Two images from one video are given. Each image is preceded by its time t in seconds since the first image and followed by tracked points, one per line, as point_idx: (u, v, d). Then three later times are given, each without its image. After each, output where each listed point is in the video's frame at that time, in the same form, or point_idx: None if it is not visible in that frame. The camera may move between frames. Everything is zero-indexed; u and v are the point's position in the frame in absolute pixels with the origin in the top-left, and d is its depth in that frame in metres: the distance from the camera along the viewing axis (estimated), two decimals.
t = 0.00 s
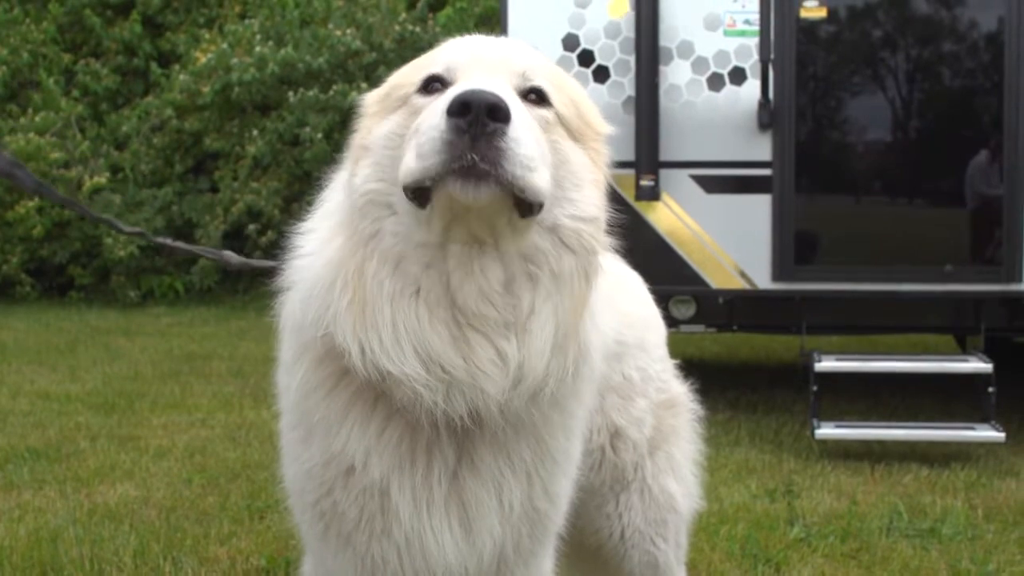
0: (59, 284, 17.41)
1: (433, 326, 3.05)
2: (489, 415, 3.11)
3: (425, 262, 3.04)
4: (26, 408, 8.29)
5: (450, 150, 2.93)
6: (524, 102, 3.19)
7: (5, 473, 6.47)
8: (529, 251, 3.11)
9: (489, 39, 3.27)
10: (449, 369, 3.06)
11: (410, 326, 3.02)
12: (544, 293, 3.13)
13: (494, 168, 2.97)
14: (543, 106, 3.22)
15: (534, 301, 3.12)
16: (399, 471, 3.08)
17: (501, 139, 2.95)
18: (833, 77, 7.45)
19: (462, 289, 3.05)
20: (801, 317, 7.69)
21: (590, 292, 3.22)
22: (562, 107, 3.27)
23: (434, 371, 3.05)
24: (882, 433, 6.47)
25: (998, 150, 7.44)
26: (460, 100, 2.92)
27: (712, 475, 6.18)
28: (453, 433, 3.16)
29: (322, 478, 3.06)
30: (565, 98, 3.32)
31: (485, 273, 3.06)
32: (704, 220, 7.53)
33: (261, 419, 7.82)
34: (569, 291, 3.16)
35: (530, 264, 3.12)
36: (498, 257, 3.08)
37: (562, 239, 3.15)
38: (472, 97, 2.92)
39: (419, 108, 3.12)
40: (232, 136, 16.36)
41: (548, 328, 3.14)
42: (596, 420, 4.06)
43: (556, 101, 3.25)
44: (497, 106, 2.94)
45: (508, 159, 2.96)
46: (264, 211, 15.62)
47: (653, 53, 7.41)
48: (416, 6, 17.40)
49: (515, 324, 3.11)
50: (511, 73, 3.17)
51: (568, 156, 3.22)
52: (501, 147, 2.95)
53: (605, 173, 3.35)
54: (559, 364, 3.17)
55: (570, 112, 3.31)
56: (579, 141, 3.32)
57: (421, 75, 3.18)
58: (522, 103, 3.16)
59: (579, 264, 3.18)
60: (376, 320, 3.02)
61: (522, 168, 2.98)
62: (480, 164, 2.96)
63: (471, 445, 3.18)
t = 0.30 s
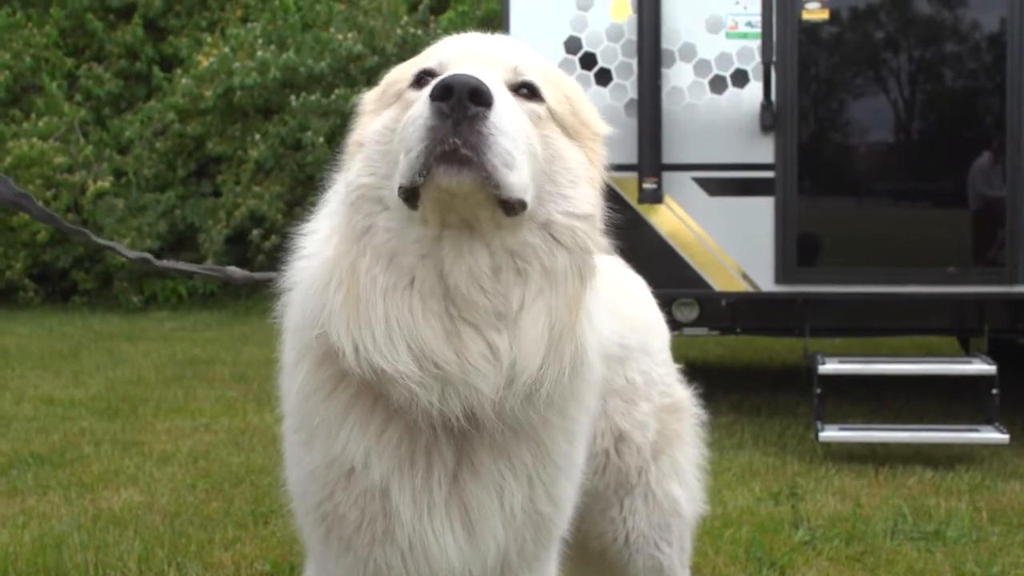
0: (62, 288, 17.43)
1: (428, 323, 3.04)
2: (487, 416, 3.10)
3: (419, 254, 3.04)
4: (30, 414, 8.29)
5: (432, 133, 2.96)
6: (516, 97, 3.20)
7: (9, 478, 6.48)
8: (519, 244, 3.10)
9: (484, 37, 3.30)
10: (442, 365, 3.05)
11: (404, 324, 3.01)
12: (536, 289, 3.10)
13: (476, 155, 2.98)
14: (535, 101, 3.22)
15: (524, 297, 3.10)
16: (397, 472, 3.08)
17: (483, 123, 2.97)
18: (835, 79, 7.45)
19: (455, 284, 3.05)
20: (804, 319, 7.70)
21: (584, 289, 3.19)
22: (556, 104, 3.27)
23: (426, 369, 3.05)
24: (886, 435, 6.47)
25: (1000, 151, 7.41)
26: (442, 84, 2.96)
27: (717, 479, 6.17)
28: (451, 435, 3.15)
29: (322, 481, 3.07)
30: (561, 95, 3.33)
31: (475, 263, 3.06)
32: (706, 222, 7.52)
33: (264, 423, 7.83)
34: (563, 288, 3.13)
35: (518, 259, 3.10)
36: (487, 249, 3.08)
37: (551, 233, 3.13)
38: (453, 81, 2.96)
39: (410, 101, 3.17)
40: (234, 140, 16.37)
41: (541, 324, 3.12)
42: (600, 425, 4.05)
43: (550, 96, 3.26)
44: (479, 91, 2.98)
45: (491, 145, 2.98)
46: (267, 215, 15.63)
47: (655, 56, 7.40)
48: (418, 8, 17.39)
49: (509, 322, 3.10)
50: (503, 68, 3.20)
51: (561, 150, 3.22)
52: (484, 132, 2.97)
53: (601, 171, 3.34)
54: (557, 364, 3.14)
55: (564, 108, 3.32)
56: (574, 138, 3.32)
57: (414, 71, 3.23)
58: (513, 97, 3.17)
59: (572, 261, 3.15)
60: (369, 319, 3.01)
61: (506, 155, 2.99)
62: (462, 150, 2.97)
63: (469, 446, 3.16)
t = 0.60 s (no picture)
0: (65, 294, 17.45)
1: (407, 320, 3.01)
2: (482, 418, 3.10)
3: (394, 255, 3.02)
4: (33, 419, 8.31)
5: (376, 124, 2.94)
6: (483, 92, 3.15)
7: (13, 484, 6.48)
8: (496, 243, 3.08)
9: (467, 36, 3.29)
10: (429, 368, 3.01)
11: (385, 324, 2.99)
12: (517, 288, 3.08)
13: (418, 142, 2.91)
14: (505, 97, 3.17)
15: (504, 296, 3.08)
16: (393, 475, 3.09)
17: (424, 110, 2.92)
18: (837, 82, 7.45)
19: (432, 284, 3.03)
20: (806, 323, 7.69)
21: (571, 288, 3.16)
22: (530, 100, 3.21)
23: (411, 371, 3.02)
24: (889, 440, 6.46)
25: (1003, 154, 7.41)
26: (385, 74, 2.94)
27: (719, 483, 6.17)
28: (447, 436, 3.15)
29: (322, 483, 3.10)
30: (537, 92, 3.26)
31: (450, 264, 3.04)
32: (709, 226, 7.53)
33: (267, 428, 7.83)
34: (543, 286, 3.10)
35: (497, 258, 3.08)
36: (463, 248, 3.06)
37: (525, 228, 3.11)
38: (395, 70, 2.93)
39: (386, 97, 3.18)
40: (237, 145, 16.41)
41: (527, 324, 3.09)
42: (601, 430, 4.06)
43: (521, 93, 3.19)
44: (422, 79, 2.93)
45: (431, 133, 2.91)
46: (270, 221, 15.65)
47: (657, 61, 7.38)
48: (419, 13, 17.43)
49: (491, 322, 3.08)
50: (473, 64, 3.16)
51: (533, 148, 3.16)
52: (423, 119, 2.91)
53: (581, 169, 3.28)
54: (545, 365, 3.10)
55: (540, 104, 3.25)
56: (552, 136, 3.26)
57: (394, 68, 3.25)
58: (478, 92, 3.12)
59: (549, 256, 3.13)
60: (354, 320, 2.99)
61: (448, 145, 2.93)
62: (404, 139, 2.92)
63: (464, 447, 3.16)
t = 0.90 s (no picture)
0: (73, 301, 17.49)
1: (386, 326, 3.18)
2: (470, 419, 3.20)
3: (379, 262, 3.19)
4: (43, 426, 8.32)
5: (377, 131, 3.10)
6: (473, 98, 3.32)
7: (23, 491, 6.49)
8: (484, 253, 3.27)
9: (448, 38, 3.43)
10: (405, 370, 3.16)
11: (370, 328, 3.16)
12: (505, 292, 3.25)
13: (418, 149, 3.09)
14: (493, 102, 3.34)
15: (491, 299, 3.24)
16: (388, 479, 3.18)
17: (424, 120, 3.08)
18: (844, 87, 7.45)
19: (415, 296, 3.19)
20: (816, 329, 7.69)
21: (560, 288, 3.31)
22: (517, 105, 3.38)
23: (391, 372, 3.17)
24: (898, 445, 6.45)
25: (1011, 157, 7.41)
26: (384, 82, 3.08)
27: (728, 489, 6.17)
28: (441, 441, 3.25)
29: (321, 492, 3.22)
30: (522, 95, 3.42)
31: (441, 272, 3.21)
32: (717, 231, 7.50)
33: (276, 435, 7.84)
34: (530, 287, 3.27)
35: (485, 264, 3.26)
36: (449, 258, 3.24)
37: (524, 234, 3.29)
38: (393, 78, 3.08)
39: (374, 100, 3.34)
40: (244, 152, 16.39)
41: (512, 325, 3.24)
42: (615, 433, 4.07)
43: (509, 99, 3.36)
44: (421, 88, 3.09)
45: (431, 141, 3.09)
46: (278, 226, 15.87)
47: (665, 68, 7.37)
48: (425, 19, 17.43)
49: (475, 326, 3.24)
50: (462, 71, 3.32)
51: (525, 151, 3.34)
52: (423, 128, 3.08)
53: (569, 171, 3.47)
54: (531, 364, 3.23)
55: (526, 108, 3.42)
56: (538, 139, 3.44)
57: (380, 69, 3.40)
58: (468, 99, 3.29)
59: (542, 257, 3.30)
60: (330, 325, 3.16)
61: (448, 152, 3.12)
62: (405, 146, 3.10)
63: (458, 450, 3.25)
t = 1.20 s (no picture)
0: (87, 307, 17.56)
1: (389, 336, 3.31)
2: (468, 427, 3.32)
3: (384, 272, 3.32)
4: (57, 432, 8.35)
5: (388, 132, 3.22)
6: (479, 105, 3.43)
7: (37, 497, 6.51)
8: (491, 262, 3.39)
9: (453, 48, 3.53)
10: (405, 378, 3.29)
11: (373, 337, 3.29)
12: (513, 301, 3.37)
13: (429, 150, 3.24)
14: (499, 109, 3.44)
15: (497, 308, 3.36)
16: (390, 486, 3.31)
17: (434, 120, 3.21)
18: (857, 91, 7.44)
19: (419, 304, 3.32)
20: (829, 334, 7.66)
21: (564, 294, 3.41)
22: (522, 112, 3.48)
23: (392, 381, 3.30)
24: (913, 450, 6.44)
25: None
26: (396, 82, 3.21)
27: (743, 494, 6.16)
28: (443, 448, 3.37)
29: (326, 499, 3.36)
30: (528, 102, 3.52)
31: (445, 282, 3.33)
32: (730, 237, 7.46)
33: (290, 441, 7.85)
34: (535, 295, 3.38)
35: (495, 273, 3.38)
36: (454, 267, 3.35)
37: (530, 240, 3.40)
38: (408, 79, 3.21)
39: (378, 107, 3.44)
40: (258, 159, 16.39)
41: (516, 333, 3.36)
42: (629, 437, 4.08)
43: (514, 106, 3.46)
44: (430, 90, 3.21)
45: (440, 140, 3.23)
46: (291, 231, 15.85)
47: (678, 75, 7.35)
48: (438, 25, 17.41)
49: (480, 334, 3.37)
50: (468, 76, 3.43)
51: (531, 157, 3.45)
52: (432, 128, 3.21)
53: (574, 176, 3.55)
54: (532, 372, 3.34)
55: (532, 116, 3.52)
56: (543, 146, 3.53)
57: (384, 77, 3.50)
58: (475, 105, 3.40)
59: (547, 262, 3.41)
60: (332, 334, 3.30)
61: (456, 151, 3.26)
62: (415, 147, 3.23)
63: (461, 457, 3.36)
